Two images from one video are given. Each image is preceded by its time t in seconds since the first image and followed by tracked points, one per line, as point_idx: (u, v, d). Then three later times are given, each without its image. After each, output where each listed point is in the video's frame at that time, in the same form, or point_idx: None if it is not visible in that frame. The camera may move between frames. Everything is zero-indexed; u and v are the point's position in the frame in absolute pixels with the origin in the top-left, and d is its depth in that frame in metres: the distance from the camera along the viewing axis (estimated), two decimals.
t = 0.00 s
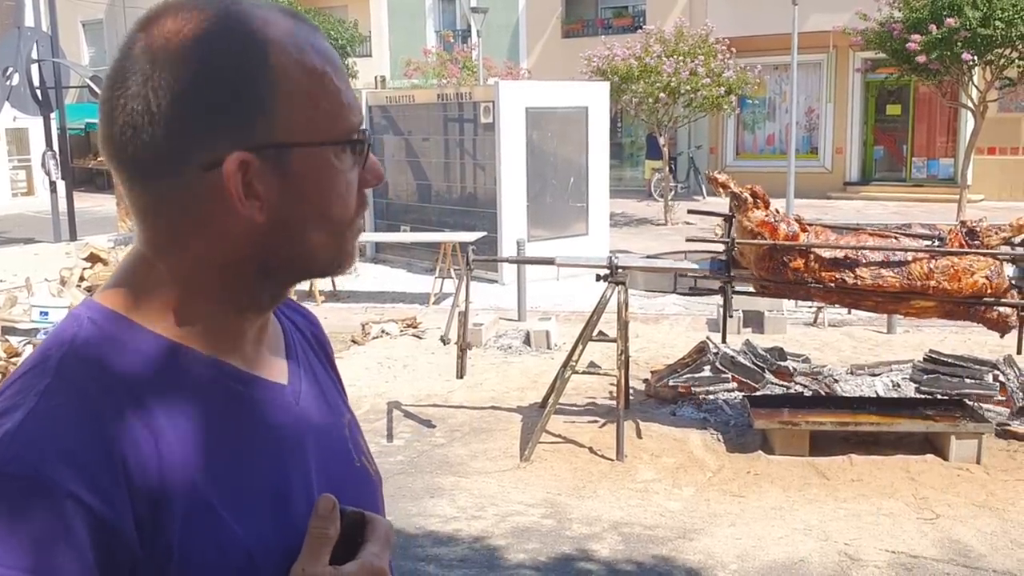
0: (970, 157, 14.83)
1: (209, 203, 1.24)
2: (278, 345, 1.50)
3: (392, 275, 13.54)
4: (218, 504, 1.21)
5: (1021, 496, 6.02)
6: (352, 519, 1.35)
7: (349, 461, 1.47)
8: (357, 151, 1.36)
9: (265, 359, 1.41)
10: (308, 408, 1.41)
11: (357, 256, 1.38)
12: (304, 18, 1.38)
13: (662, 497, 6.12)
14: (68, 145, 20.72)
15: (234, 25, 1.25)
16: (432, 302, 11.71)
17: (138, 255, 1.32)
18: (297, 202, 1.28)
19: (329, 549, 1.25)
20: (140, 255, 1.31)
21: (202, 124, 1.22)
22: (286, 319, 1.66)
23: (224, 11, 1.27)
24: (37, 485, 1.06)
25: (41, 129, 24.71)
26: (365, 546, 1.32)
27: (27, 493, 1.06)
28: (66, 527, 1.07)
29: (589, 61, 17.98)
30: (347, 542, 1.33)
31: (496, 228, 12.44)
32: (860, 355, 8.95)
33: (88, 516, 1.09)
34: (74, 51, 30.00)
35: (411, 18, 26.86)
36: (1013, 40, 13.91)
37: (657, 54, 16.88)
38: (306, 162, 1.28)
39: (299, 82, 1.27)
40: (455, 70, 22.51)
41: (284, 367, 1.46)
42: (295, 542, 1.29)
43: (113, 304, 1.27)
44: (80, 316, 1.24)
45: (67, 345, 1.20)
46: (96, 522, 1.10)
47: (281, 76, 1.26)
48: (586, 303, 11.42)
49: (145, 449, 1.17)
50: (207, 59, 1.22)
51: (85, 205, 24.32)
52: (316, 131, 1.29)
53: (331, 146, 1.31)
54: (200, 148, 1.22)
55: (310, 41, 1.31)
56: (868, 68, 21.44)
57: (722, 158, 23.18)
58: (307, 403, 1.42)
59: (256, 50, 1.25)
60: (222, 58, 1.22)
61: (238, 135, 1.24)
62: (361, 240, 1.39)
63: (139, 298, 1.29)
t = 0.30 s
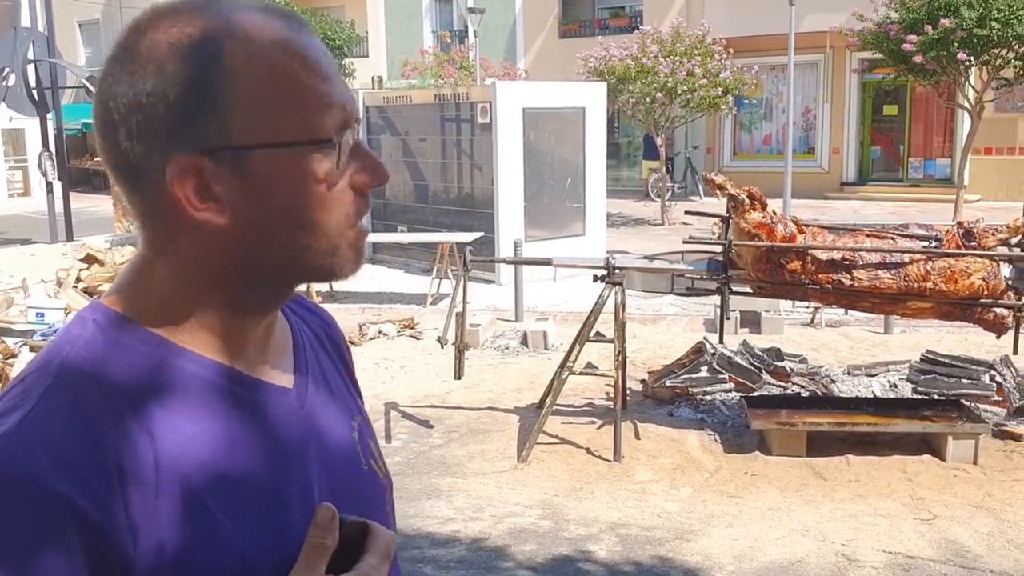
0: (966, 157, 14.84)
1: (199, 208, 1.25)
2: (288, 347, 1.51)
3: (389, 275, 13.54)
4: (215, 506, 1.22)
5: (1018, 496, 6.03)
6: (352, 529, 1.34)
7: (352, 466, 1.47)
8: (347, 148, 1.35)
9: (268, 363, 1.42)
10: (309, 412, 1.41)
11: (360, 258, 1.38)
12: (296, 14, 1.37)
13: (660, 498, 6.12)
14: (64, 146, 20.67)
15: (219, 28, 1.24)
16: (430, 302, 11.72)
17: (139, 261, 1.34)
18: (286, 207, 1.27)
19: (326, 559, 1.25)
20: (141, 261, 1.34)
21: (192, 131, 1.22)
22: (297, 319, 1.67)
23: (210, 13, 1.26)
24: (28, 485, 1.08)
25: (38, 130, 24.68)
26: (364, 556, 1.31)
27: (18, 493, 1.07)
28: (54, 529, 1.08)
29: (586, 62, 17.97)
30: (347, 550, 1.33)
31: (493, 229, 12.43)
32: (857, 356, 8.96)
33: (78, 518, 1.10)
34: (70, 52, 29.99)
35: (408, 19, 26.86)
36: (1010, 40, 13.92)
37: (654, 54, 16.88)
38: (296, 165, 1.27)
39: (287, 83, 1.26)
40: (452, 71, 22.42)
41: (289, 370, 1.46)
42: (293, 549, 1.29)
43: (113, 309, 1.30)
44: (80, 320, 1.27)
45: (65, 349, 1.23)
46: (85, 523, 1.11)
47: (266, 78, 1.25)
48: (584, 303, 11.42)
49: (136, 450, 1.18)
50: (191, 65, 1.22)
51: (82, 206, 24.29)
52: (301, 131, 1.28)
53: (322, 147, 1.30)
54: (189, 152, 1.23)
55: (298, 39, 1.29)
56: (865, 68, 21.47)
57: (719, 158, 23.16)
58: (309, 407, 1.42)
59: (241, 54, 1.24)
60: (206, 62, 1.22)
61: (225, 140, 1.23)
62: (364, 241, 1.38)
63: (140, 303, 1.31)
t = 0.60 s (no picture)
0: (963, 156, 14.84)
1: (117, 211, 1.39)
2: (302, 348, 1.55)
3: (386, 275, 13.52)
4: (213, 507, 1.28)
5: (1014, 495, 6.03)
6: (349, 534, 1.34)
7: (362, 470, 1.49)
8: (241, 153, 1.36)
9: (272, 364, 1.46)
10: (314, 415, 1.45)
11: (270, 269, 1.35)
12: (235, 19, 1.42)
13: (657, 497, 6.12)
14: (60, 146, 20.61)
15: (130, 45, 1.36)
16: (428, 302, 11.70)
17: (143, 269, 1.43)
18: (171, 217, 1.33)
19: (319, 562, 1.28)
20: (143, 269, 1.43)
21: (113, 142, 1.37)
22: (325, 321, 1.72)
23: (135, 32, 1.38)
24: (23, 484, 1.14)
25: (34, 130, 24.62)
26: (358, 562, 1.32)
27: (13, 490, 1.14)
28: (49, 526, 1.14)
29: (583, 62, 17.95)
30: (345, 555, 1.33)
31: (490, 229, 12.42)
32: (854, 355, 8.97)
33: (73, 516, 1.16)
34: (66, 52, 29.93)
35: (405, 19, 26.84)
36: (1006, 40, 13.94)
37: (651, 54, 16.89)
38: (176, 173, 1.33)
39: (172, 92, 1.33)
40: (449, 70, 22.34)
41: (299, 371, 1.50)
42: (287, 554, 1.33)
43: (108, 311, 1.39)
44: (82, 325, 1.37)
45: (64, 353, 1.32)
46: (79, 520, 1.17)
47: (152, 88, 1.33)
48: (581, 303, 11.41)
49: (131, 450, 1.24)
50: (109, 82, 1.36)
51: (78, 206, 24.22)
52: (186, 138, 1.33)
53: (207, 156, 1.34)
54: (106, 161, 1.37)
55: (214, 49, 1.37)
56: (862, 68, 21.49)
57: (716, 157, 23.14)
58: (313, 409, 1.45)
59: (135, 65, 1.34)
60: (115, 80, 1.35)
61: (123, 150, 1.36)
62: (280, 249, 1.36)
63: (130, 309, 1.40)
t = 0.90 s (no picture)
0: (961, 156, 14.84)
1: (121, 216, 1.41)
2: (308, 349, 1.56)
3: (385, 275, 13.51)
4: (211, 510, 1.28)
5: (1012, 494, 6.04)
6: (353, 542, 1.34)
7: (368, 472, 1.49)
8: (235, 155, 1.36)
9: (278, 367, 1.46)
10: (319, 418, 1.45)
11: (264, 270, 1.35)
12: (234, 20, 1.43)
13: (656, 497, 6.12)
14: (58, 146, 20.58)
15: (132, 46, 1.38)
16: (426, 302, 11.69)
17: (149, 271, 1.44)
18: (166, 219, 1.34)
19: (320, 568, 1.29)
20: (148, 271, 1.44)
21: (116, 146, 1.39)
22: (336, 320, 1.73)
23: (138, 35, 1.40)
24: (19, 483, 1.16)
25: (32, 131, 24.62)
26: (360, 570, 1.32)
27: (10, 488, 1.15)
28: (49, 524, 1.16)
29: (581, 61, 17.96)
30: (347, 562, 1.33)
31: (488, 228, 12.42)
32: (852, 354, 8.98)
33: (68, 513, 1.18)
34: (64, 52, 29.91)
35: (403, 19, 26.83)
36: (1003, 39, 13.95)
37: (649, 54, 16.90)
38: (172, 174, 1.34)
39: (167, 92, 1.35)
40: (447, 70, 22.30)
41: (303, 372, 1.50)
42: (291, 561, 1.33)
43: (114, 312, 1.40)
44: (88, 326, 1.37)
45: (65, 353, 1.33)
46: (72, 520, 1.18)
47: (147, 90, 1.35)
48: (579, 303, 11.41)
49: (130, 450, 1.25)
50: (112, 83, 1.38)
51: (76, 206, 24.22)
52: (179, 141, 1.35)
53: (203, 157, 1.35)
54: (109, 165, 1.39)
55: (208, 46, 1.38)
56: (859, 67, 21.49)
57: (713, 157, 23.17)
58: (317, 411, 1.45)
59: (133, 67, 1.36)
60: (116, 82, 1.37)
61: (124, 153, 1.37)
62: (276, 251, 1.36)
63: (136, 312, 1.40)
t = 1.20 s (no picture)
0: (958, 155, 14.84)
1: (125, 212, 1.37)
2: (305, 352, 1.54)
3: (382, 275, 13.50)
4: (223, 510, 1.24)
5: (1009, 492, 6.05)
6: (363, 540, 1.33)
7: (366, 473, 1.48)
8: (247, 150, 1.34)
9: (280, 367, 1.44)
10: (324, 419, 1.43)
11: (274, 267, 1.33)
12: (246, 17, 1.41)
13: (654, 496, 6.12)
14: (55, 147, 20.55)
15: (142, 40, 1.36)
16: (423, 302, 11.68)
17: (150, 269, 1.41)
18: (175, 213, 1.31)
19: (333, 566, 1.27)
20: (149, 270, 1.41)
21: (124, 140, 1.36)
22: (325, 322, 1.72)
23: (150, 29, 1.37)
24: (31, 481, 1.11)
25: (29, 131, 24.63)
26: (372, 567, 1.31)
27: (23, 487, 1.10)
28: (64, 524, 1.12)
29: (579, 61, 17.96)
30: (356, 561, 1.33)
31: (486, 228, 12.42)
32: (850, 353, 8.99)
33: (83, 511, 1.13)
34: (61, 52, 29.88)
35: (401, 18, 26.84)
36: (1000, 38, 13.95)
37: (646, 53, 16.90)
38: (181, 168, 1.31)
39: (180, 85, 1.32)
40: (444, 70, 22.27)
41: (302, 373, 1.48)
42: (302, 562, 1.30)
43: (116, 309, 1.36)
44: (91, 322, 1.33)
45: (70, 350, 1.29)
46: (86, 519, 1.13)
47: (159, 84, 1.32)
48: (577, 302, 11.41)
49: (144, 450, 1.21)
50: (121, 78, 1.36)
51: (74, 206, 24.24)
52: (188, 135, 1.32)
53: (213, 152, 1.32)
54: (115, 160, 1.36)
55: (219, 43, 1.36)
56: (857, 66, 21.50)
57: (711, 156, 23.18)
58: (321, 413, 1.43)
59: (146, 61, 1.33)
60: (124, 76, 1.34)
61: (131, 147, 1.34)
62: (286, 248, 1.34)
63: (138, 309, 1.37)
